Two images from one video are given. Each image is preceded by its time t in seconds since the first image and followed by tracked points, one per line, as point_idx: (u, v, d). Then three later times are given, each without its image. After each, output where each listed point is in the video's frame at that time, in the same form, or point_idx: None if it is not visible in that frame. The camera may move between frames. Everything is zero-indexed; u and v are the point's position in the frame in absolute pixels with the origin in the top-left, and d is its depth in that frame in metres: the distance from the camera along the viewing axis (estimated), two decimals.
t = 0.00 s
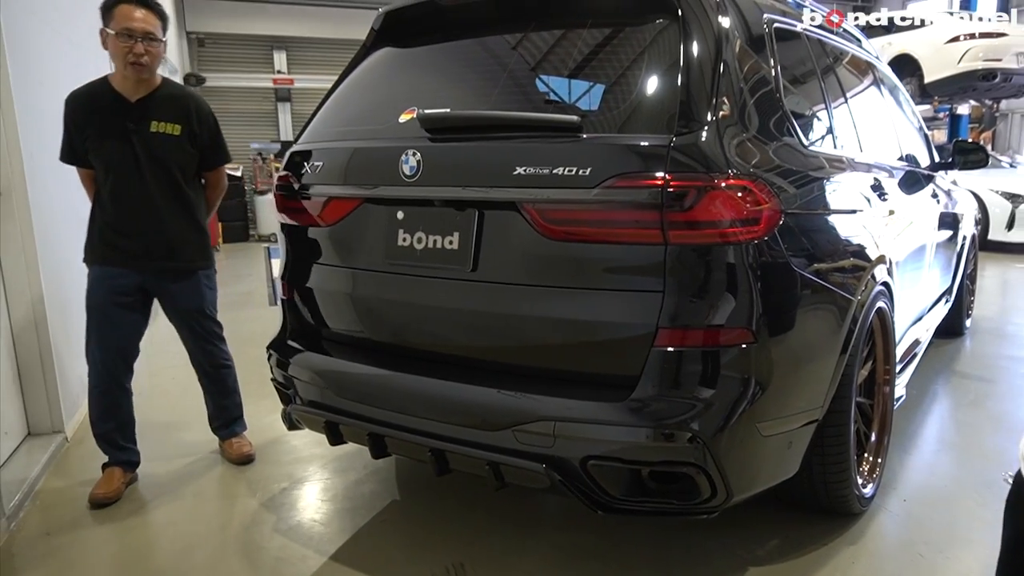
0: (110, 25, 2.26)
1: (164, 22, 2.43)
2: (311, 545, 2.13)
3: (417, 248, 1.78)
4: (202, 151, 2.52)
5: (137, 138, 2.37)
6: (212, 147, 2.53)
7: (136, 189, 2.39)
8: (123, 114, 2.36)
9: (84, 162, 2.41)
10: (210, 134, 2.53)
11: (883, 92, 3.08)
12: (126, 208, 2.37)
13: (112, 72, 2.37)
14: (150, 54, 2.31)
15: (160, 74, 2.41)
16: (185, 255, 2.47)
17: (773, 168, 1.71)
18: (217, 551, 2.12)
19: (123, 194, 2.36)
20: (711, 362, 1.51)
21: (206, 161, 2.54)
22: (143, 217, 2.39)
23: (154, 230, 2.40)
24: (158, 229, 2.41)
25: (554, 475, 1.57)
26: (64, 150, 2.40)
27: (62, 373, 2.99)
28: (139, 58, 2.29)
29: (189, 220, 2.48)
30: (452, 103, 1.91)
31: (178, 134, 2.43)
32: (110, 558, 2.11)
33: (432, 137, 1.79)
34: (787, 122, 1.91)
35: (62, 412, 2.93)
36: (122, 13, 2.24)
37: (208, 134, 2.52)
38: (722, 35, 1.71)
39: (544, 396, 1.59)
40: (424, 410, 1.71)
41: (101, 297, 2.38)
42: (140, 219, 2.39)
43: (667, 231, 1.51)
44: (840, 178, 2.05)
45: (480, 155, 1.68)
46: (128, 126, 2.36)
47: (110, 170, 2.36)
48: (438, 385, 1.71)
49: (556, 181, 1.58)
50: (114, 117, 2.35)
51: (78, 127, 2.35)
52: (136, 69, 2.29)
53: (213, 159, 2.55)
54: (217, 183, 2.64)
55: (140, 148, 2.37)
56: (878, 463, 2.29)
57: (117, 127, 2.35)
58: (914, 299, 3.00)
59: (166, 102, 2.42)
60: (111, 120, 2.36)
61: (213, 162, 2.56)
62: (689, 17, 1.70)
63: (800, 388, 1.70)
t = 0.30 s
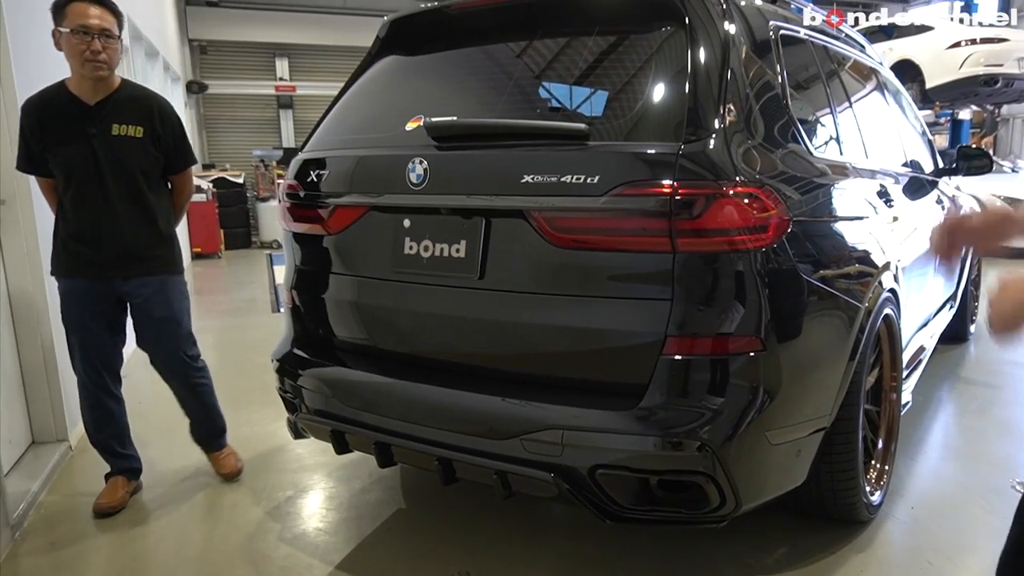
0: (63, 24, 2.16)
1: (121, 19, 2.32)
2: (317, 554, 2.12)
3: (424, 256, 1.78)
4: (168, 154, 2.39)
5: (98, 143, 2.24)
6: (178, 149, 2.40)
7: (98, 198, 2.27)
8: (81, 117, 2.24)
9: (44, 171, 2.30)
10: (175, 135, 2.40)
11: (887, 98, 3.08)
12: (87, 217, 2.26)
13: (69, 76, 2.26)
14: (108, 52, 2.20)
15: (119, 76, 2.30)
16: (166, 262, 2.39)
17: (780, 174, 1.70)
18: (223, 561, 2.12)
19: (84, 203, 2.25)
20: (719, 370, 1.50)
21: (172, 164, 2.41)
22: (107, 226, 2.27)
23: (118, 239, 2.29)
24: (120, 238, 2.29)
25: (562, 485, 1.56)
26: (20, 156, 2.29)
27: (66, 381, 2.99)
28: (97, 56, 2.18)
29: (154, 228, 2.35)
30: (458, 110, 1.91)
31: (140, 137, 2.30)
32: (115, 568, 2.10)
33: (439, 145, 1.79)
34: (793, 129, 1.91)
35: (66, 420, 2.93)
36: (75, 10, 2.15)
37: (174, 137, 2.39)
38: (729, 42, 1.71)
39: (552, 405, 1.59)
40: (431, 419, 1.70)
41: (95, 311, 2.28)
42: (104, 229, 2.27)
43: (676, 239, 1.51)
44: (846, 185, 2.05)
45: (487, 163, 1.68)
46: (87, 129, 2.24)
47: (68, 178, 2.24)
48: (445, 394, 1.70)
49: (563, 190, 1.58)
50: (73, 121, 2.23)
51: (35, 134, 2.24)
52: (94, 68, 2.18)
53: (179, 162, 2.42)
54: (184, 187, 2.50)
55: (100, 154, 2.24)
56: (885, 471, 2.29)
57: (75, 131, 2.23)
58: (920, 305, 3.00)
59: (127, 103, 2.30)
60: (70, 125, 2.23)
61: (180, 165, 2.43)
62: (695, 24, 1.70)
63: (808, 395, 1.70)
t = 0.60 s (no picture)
0: (51, 29, 2.05)
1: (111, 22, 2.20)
2: (320, 561, 2.12)
3: (427, 263, 1.78)
4: (159, 161, 2.28)
5: (86, 150, 2.14)
6: (170, 156, 2.29)
7: (85, 208, 2.16)
8: (67, 124, 2.13)
9: (31, 181, 2.20)
10: (167, 141, 2.29)
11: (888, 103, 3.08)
12: (78, 228, 2.16)
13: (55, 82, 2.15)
14: (97, 59, 2.10)
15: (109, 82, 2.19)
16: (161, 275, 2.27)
17: (784, 180, 1.70)
18: (225, 568, 2.11)
19: (71, 213, 2.14)
20: (724, 377, 1.50)
21: (164, 171, 2.29)
22: (97, 237, 2.17)
23: (109, 252, 2.18)
24: (111, 250, 2.18)
25: (566, 492, 1.55)
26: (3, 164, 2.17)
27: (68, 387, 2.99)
28: (86, 63, 2.08)
29: (146, 239, 2.24)
30: (462, 117, 1.91)
31: (131, 143, 2.20)
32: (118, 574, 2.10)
33: (443, 152, 1.79)
34: (796, 136, 1.91)
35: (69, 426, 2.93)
36: (63, 15, 2.04)
37: (168, 144, 2.28)
38: (732, 49, 1.72)
39: (557, 411, 1.58)
40: (434, 425, 1.70)
41: (89, 322, 2.22)
42: (92, 240, 2.17)
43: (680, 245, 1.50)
44: (850, 191, 2.05)
45: (491, 170, 1.68)
46: (76, 136, 2.13)
47: (55, 188, 2.14)
48: (449, 401, 1.70)
49: (567, 196, 1.58)
50: (60, 128, 2.13)
51: (19, 143, 2.14)
52: (83, 76, 2.08)
53: (172, 170, 2.31)
54: (174, 194, 2.37)
55: (87, 162, 2.14)
56: (889, 477, 2.29)
57: (61, 139, 2.13)
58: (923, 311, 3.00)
59: (116, 109, 2.19)
60: (56, 132, 2.13)
61: (173, 173, 2.31)
62: (698, 30, 1.70)
63: (813, 402, 1.69)
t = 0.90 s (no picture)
0: (69, 35, 2.00)
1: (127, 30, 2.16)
2: (321, 568, 2.12)
3: (429, 270, 1.78)
4: (166, 172, 2.22)
5: (91, 160, 2.08)
6: (177, 168, 2.23)
7: (88, 217, 2.10)
8: (72, 132, 2.08)
9: (31, 189, 2.15)
10: (174, 153, 2.23)
11: (889, 110, 3.09)
12: (79, 239, 2.10)
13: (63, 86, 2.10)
14: (113, 70, 2.07)
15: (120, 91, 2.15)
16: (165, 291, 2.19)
17: (786, 187, 1.71)
18: None
19: (72, 223, 2.08)
20: (725, 384, 1.50)
21: (170, 183, 2.24)
22: (99, 248, 2.11)
23: (112, 265, 2.12)
24: (114, 262, 2.12)
25: (568, 500, 1.55)
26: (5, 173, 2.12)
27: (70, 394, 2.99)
28: (101, 74, 2.04)
29: (148, 252, 2.18)
30: (464, 124, 1.92)
31: (137, 155, 2.14)
32: None
33: (444, 159, 1.80)
34: (797, 142, 1.91)
35: (70, 433, 2.93)
36: (82, 24, 1.99)
37: (175, 157, 2.23)
38: (734, 56, 1.72)
39: (558, 418, 1.58)
40: (436, 433, 1.70)
41: (92, 337, 2.18)
42: (93, 251, 2.11)
43: (683, 253, 1.51)
44: (851, 198, 2.05)
45: (493, 177, 1.69)
46: (80, 146, 2.08)
47: (56, 197, 2.08)
48: (451, 408, 1.70)
49: (569, 204, 1.58)
50: (64, 138, 2.08)
51: (22, 151, 2.09)
52: (97, 86, 2.04)
53: (179, 183, 2.25)
54: (182, 211, 2.33)
55: (92, 172, 2.08)
56: (891, 484, 2.28)
57: (66, 148, 2.07)
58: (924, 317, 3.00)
59: (124, 119, 2.14)
60: (61, 141, 2.08)
61: (180, 186, 2.26)
62: (699, 38, 1.71)
63: (815, 409, 1.69)
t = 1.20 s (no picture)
0: (85, 38, 1.97)
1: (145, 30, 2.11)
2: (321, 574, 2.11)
3: (431, 276, 1.78)
4: (178, 177, 2.22)
5: (104, 164, 2.06)
6: (190, 173, 2.23)
7: (99, 223, 2.07)
8: (84, 135, 2.05)
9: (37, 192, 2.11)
10: (187, 157, 2.23)
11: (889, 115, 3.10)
12: (87, 242, 2.06)
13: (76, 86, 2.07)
14: (129, 74, 2.03)
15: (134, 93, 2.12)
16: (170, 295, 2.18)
17: (786, 194, 1.71)
18: None
19: (82, 226, 2.05)
20: (726, 390, 1.50)
21: (182, 188, 2.23)
22: (107, 253, 2.08)
23: (121, 269, 2.09)
24: (123, 267, 2.09)
25: (569, 507, 1.55)
26: (10, 172, 2.08)
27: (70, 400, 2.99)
28: (117, 78, 2.01)
29: (159, 257, 2.17)
30: (465, 130, 1.93)
31: (150, 158, 2.13)
32: None
33: (445, 166, 1.80)
34: (798, 149, 1.92)
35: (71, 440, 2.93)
36: (98, 26, 1.96)
37: (186, 161, 2.22)
38: (734, 62, 1.73)
39: (559, 424, 1.58)
40: (438, 440, 1.69)
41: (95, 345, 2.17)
42: (103, 257, 2.08)
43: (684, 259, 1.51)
44: (852, 203, 2.06)
45: (494, 184, 1.69)
46: (92, 147, 2.05)
47: (66, 201, 2.05)
48: (452, 414, 1.70)
49: (570, 210, 1.59)
50: (76, 138, 2.04)
51: (30, 151, 2.05)
52: (112, 90, 2.01)
53: (191, 187, 2.25)
54: (190, 219, 2.32)
55: (105, 175, 2.06)
56: (893, 490, 2.28)
57: (78, 151, 2.04)
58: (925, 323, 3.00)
59: (138, 122, 2.12)
60: (72, 141, 2.05)
61: (192, 192, 2.26)
62: (700, 44, 1.71)
63: (817, 415, 1.69)
